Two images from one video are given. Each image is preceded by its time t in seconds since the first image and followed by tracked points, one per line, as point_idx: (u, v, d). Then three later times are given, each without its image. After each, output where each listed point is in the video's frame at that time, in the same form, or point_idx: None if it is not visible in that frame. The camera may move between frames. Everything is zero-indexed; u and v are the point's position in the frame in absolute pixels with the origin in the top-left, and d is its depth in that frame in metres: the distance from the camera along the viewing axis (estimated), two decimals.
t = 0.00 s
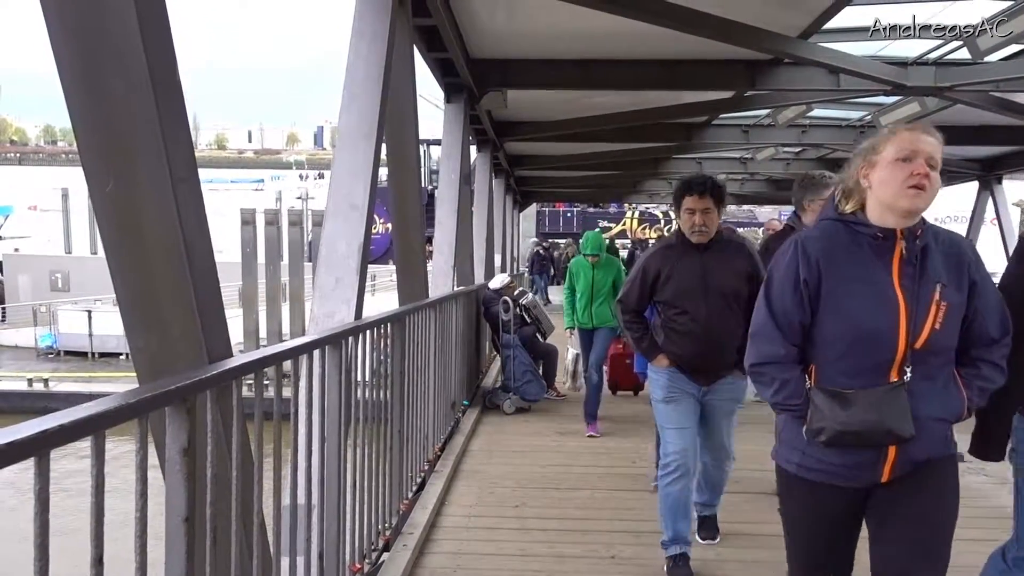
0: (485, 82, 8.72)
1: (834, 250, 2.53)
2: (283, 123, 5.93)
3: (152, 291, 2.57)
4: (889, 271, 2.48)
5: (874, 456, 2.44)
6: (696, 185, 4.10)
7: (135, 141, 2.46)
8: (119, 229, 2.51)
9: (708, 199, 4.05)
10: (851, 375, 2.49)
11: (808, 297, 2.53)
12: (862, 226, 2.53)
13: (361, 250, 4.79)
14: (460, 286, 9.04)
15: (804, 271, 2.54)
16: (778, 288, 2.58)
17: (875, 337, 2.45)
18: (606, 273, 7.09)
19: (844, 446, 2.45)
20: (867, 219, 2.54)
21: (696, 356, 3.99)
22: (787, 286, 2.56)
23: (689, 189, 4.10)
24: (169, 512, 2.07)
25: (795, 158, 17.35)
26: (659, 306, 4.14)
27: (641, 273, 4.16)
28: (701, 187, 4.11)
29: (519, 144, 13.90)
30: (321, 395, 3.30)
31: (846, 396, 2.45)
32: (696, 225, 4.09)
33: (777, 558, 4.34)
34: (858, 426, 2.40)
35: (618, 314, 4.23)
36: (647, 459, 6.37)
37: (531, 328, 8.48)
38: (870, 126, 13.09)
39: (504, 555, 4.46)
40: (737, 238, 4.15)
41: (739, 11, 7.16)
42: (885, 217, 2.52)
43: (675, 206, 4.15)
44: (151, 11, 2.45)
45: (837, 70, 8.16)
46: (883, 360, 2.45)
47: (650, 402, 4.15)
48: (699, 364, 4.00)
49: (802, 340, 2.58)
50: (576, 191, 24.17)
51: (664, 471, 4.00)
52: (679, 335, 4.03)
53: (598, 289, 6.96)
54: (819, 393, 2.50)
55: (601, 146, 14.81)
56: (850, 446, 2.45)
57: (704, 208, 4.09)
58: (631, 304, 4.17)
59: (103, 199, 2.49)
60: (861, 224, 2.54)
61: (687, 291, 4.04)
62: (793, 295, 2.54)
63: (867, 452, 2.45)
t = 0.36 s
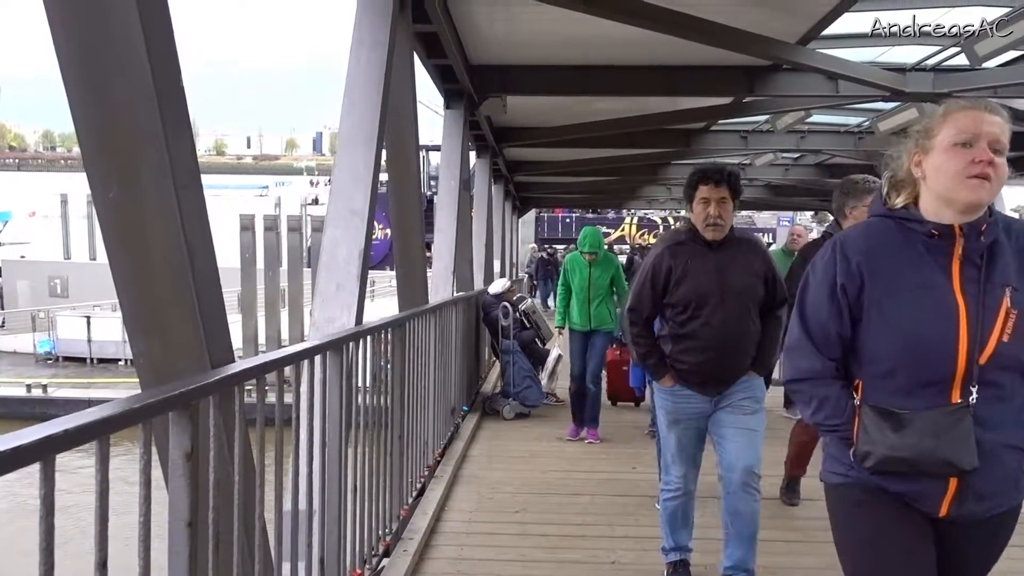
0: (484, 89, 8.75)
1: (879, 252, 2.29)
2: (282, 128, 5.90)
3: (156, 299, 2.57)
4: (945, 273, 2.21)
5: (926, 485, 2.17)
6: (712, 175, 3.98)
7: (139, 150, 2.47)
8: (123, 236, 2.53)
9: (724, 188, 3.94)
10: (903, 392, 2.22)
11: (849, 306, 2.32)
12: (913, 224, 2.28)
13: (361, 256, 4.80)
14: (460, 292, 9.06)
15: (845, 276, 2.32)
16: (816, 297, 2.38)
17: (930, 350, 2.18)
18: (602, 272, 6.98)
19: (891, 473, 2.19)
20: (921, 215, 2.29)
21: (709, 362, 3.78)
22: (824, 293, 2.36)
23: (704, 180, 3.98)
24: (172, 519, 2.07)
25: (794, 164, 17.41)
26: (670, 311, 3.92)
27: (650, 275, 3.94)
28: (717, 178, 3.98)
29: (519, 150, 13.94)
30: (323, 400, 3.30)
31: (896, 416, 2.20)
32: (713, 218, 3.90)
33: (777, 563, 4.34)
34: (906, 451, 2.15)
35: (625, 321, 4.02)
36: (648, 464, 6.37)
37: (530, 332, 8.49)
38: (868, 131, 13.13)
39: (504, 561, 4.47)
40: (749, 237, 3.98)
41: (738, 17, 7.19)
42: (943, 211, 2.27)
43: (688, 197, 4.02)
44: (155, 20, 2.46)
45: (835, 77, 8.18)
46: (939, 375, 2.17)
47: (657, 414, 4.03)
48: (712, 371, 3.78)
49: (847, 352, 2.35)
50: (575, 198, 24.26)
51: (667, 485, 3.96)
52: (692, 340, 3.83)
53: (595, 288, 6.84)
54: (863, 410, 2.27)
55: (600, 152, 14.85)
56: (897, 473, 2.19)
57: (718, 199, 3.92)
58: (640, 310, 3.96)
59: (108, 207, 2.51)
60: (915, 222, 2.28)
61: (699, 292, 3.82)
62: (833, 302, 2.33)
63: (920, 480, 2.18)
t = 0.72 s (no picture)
0: (483, 95, 8.77)
1: (921, 267, 1.83)
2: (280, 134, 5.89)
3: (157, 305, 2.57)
4: (1007, 286, 1.78)
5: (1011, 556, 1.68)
6: (758, 169, 3.64)
7: (140, 156, 2.47)
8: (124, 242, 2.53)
9: (770, 185, 3.64)
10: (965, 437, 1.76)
11: (889, 334, 1.84)
12: (962, 230, 1.83)
13: (361, 261, 4.80)
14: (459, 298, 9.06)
15: (884, 299, 1.85)
16: (845, 324, 1.92)
17: (999, 384, 1.72)
18: (593, 281, 6.33)
19: (962, 545, 1.69)
20: (969, 218, 1.84)
21: (746, 378, 3.49)
22: (856, 316, 1.90)
23: (747, 174, 3.64)
24: (173, 525, 2.07)
25: (793, 170, 17.46)
26: (703, 317, 3.60)
27: (686, 275, 3.59)
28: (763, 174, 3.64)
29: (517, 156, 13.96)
30: (323, 405, 3.30)
31: (958, 471, 1.70)
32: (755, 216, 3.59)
33: (778, 569, 4.34)
34: (982, 518, 1.64)
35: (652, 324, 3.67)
36: (648, 470, 6.36)
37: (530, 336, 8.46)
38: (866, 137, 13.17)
39: (504, 567, 4.46)
40: (792, 245, 3.71)
41: (736, 23, 7.20)
42: (996, 211, 1.85)
43: (729, 194, 3.70)
44: (157, 27, 2.46)
45: (833, 82, 8.20)
46: (1012, 415, 1.72)
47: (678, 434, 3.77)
48: (747, 389, 3.49)
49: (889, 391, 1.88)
50: (574, 203, 24.34)
51: (684, 508, 3.65)
52: (727, 352, 3.52)
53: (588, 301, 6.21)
54: (912, 465, 1.79)
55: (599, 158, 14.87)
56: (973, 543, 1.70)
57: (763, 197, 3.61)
58: (671, 313, 3.63)
59: (109, 212, 2.51)
60: (963, 226, 1.83)
61: (741, 299, 3.51)
62: (872, 329, 1.86)
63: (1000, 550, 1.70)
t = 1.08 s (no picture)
0: (483, 99, 8.78)
1: None
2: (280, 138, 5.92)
3: (158, 308, 2.57)
4: None
5: None
6: (786, 163, 3.19)
7: (143, 160, 2.48)
8: (126, 246, 2.54)
9: (800, 180, 3.19)
10: None
11: (982, 341, 1.62)
12: None
13: (361, 265, 4.80)
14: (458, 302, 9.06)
15: (982, 296, 1.62)
16: (925, 333, 1.69)
17: None
18: (586, 277, 5.82)
19: None
20: None
21: (782, 399, 3.09)
22: (941, 316, 1.67)
23: (775, 169, 3.19)
24: (174, 530, 2.07)
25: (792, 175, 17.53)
26: (730, 333, 3.19)
27: (708, 288, 3.18)
28: (794, 167, 3.19)
29: (516, 160, 13.98)
30: (324, 409, 3.30)
31: None
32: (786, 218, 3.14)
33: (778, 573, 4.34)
34: None
35: (671, 344, 3.25)
36: (647, 474, 6.36)
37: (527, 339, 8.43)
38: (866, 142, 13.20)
39: (504, 571, 4.45)
40: (827, 248, 3.29)
41: (736, 28, 7.21)
42: None
43: (754, 193, 3.24)
44: (161, 31, 2.46)
45: (832, 88, 8.21)
46: None
47: (708, 453, 3.28)
48: (785, 411, 3.10)
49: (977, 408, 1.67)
50: (573, 208, 24.40)
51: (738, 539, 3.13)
52: (761, 371, 3.11)
53: (579, 300, 5.74)
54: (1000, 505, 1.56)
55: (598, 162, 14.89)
56: None
57: (794, 194, 3.16)
58: (693, 331, 3.20)
59: (111, 216, 2.52)
60: None
61: (773, 312, 3.10)
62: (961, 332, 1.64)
63: None
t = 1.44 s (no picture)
0: (483, 101, 8.78)
1: None
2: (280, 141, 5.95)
3: (160, 311, 2.58)
4: None
5: None
6: (812, 141, 2.87)
7: (145, 163, 2.48)
8: (129, 249, 2.54)
9: (826, 161, 2.87)
10: None
11: None
12: None
13: (362, 267, 4.79)
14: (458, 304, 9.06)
15: None
16: None
17: None
18: (591, 292, 5.45)
19: None
20: None
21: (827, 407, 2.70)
22: None
23: (799, 148, 2.86)
24: (176, 531, 2.07)
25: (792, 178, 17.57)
26: (760, 337, 2.80)
27: (729, 290, 2.82)
28: (820, 145, 2.86)
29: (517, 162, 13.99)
30: (325, 411, 3.30)
31: None
32: (812, 202, 2.81)
33: None
34: None
35: (696, 357, 2.89)
36: (648, 477, 6.36)
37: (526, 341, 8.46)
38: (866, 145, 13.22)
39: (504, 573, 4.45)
40: (857, 236, 2.93)
41: (736, 31, 7.21)
42: None
43: (775, 174, 2.91)
44: (164, 34, 2.46)
45: (833, 90, 8.22)
46: None
47: (745, 472, 2.89)
48: (831, 420, 2.70)
49: None
50: (572, 210, 24.44)
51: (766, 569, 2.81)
52: (799, 379, 2.72)
53: (582, 315, 5.38)
54: None
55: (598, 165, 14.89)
56: None
57: (820, 175, 2.84)
58: (717, 340, 2.84)
59: (114, 219, 2.53)
60: None
61: (807, 309, 2.71)
62: None
63: None
